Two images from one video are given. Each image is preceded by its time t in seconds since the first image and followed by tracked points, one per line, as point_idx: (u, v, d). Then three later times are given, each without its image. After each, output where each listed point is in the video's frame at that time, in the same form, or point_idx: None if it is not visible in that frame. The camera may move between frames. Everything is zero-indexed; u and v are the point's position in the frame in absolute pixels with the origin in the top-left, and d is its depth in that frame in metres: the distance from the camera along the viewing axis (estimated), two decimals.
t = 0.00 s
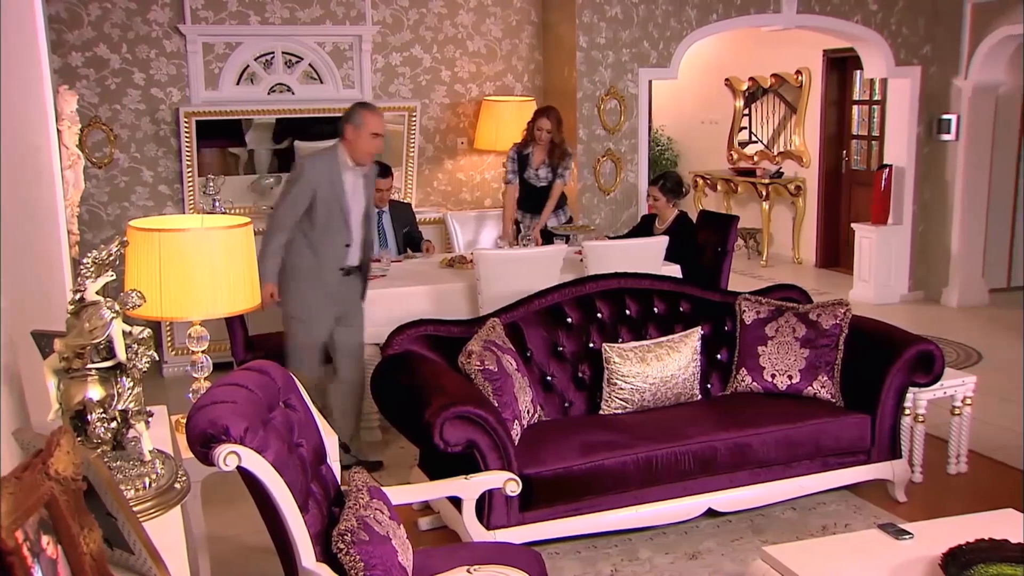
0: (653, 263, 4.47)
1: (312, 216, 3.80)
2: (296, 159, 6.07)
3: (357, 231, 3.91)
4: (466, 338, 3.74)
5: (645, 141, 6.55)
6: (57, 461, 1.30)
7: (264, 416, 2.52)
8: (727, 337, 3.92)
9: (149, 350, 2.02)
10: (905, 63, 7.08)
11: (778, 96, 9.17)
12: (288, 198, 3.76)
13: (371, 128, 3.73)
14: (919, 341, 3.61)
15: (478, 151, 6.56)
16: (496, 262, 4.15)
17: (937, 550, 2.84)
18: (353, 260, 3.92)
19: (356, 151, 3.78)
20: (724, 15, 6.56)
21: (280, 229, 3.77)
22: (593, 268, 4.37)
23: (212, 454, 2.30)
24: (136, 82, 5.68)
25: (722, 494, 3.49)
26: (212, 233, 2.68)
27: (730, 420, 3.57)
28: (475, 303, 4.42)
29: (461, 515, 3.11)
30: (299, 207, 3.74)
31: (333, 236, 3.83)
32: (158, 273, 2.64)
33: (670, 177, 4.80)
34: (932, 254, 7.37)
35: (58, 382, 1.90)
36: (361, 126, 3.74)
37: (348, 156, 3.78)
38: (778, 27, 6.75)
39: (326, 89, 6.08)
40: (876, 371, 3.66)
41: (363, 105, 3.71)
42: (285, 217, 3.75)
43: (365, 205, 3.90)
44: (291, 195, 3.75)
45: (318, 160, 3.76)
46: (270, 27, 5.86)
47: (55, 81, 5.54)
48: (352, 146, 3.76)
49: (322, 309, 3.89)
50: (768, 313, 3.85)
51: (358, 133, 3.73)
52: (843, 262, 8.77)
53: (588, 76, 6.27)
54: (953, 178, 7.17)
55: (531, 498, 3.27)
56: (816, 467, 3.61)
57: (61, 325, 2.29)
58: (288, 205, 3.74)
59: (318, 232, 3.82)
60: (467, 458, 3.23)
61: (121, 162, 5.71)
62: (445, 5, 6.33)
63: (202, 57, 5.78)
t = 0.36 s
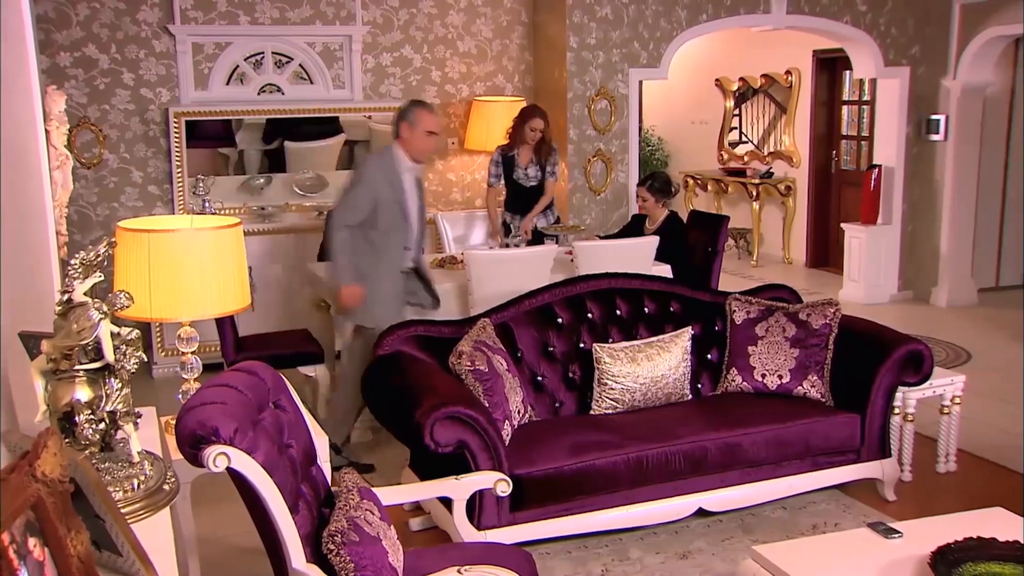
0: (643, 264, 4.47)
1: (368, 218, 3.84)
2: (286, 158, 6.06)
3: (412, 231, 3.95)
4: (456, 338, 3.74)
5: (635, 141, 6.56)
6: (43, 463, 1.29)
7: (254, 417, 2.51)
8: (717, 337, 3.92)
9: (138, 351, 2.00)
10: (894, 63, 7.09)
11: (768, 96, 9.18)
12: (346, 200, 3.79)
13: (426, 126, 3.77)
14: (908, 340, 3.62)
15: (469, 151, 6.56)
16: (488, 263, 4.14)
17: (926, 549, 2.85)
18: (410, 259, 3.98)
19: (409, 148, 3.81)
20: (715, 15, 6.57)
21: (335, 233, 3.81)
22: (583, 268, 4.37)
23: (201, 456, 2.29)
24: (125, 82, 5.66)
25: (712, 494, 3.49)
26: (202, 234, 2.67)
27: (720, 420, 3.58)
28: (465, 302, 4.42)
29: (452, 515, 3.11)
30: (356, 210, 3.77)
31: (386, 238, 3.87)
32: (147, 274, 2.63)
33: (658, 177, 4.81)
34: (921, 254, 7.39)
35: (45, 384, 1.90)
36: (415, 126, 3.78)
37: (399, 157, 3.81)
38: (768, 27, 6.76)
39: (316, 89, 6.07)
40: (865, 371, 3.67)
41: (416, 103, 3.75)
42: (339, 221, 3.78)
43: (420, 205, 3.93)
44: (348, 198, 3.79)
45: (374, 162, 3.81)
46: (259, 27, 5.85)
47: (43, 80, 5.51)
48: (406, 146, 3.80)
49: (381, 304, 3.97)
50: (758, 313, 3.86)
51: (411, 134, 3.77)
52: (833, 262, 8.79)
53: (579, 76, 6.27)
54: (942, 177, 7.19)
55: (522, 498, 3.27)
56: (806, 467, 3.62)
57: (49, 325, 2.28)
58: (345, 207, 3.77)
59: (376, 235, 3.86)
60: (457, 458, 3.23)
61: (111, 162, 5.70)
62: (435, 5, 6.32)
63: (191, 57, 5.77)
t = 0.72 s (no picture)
0: (632, 264, 4.47)
1: (496, 208, 4.09)
2: (274, 159, 6.10)
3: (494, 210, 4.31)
4: (445, 339, 3.74)
5: (624, 141, 6.57)
6: (28, 465, 1.28)
7: (242, 418, 2.51)
8: (705, 337, 3.93)
9: (124, 352, 2.00)
10: (881, 64, 7.09)
11: (757, 96, 9.19)
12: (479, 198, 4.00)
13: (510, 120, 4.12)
14: (896, 339, 3.64)
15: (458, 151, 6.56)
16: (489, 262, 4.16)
17: (913, 547, 2.86)
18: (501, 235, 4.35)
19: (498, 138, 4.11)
20: (703, 15, 6.58)
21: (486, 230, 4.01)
22: (572, 269, 4.35)
23: (189, 457, 2.29)
24: (112, 82, 5.64)
25: (701, 494, 3.50)
26: (190, 234, 2.66)
27: (708, 419, 3.59)
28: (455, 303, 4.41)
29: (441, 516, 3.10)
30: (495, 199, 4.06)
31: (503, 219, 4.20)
32: (134, 275, 2.62)
33: (648, 177, 4.82)
34: (910, 253, 7.42)
35: (31, 385, 1.91)
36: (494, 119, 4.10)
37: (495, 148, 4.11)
38: (756, 28, 6.77)
39: (305, 89, 6.06)
40: (854, 370, 3.68)
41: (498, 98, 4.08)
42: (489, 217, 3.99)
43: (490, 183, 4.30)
44: (478, 195, 4.02)
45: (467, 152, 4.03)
46: (247, 27, 5.83)
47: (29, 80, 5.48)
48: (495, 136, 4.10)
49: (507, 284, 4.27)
50: (746, 313, 3.87)
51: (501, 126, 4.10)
52: (821, 262, 8.82)
53: (567, 77, 6.28)
54: (929, 177, 7.22)
55: (511, 498, 3.27)
56: (794, 466, 3.63)
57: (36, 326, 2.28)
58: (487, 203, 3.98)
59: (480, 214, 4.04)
60: (446, 458, 3.23)
61: (98, 163, 5.67)
62: (424, 5, 6.32)
63: (179, 56, 5.75)
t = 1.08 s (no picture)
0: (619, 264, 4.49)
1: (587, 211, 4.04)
2: (260, 160, 6.08)
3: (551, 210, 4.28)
4: (431, 339, 3.74)
5: (609, 141, 6.57)
6: (8, 469, 1.28)
7: (226, 420, 2.50)
8: (691, 337, 3.94)
9: (106, 353, 2.00)
10: (866, 64, 7.11)
11: (742, 96, 9.22)
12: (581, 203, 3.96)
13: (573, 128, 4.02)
14: (880, 338, 3.66)
15: (443, 151, 6.55)
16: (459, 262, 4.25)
17: (898, 545, 2.87)
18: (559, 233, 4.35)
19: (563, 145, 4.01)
20: (687, 16, 6.59)
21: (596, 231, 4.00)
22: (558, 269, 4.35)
23: (173, 459, 2.28)
24: (96, 82, 5.61)
25: (687, 493, 3.51)
26: (173, 236, 2.65)
27: (694, 419, 3.60)
28: (440, 303, 4.40)
29: (427, 516, 3.10)
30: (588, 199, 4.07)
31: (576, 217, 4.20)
32: (117, 276, 2.61)
33: (637, 174, 4.87)
34: (894, 253, 7.45)
35: (12, 387, 1.91)
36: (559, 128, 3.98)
37: (569, 154, 4.02)
38: (740, 29, 6.79)
39: (290, 89, 6.04)
40: (838, 369, 3.69)
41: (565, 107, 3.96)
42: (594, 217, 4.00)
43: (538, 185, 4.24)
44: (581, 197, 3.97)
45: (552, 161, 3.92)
46: (232, 27, 5.81)
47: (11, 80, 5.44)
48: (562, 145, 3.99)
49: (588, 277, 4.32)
50: (732, 312, 3.88)
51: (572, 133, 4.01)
52: (806, 262, 8.86)
53: (552, 77, 6.28)
54: (913, 178, 7.25)
55: (497, 498, 3.27)
56: (779, 464, 3.64)
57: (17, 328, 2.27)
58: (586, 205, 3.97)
59: (578, 221, 3.98)
60: (432, 459, 3.23)
61: (81, 163, 5.64)
62: (409, 5, 6.31)
63: (163, 56, 5.73)
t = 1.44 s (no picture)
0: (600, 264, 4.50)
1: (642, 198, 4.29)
2: (241, 160, 6.05)
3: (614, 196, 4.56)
4: (412, 340, 3.74)
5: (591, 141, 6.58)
6: None
7: (205, 422, 2.49)
8: (672, 336, 3.95)
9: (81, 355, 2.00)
10: (845, 65, 7.14)
11: (723, 97, 9.25)
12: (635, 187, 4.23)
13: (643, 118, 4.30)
14: (859, 337, 3.68)
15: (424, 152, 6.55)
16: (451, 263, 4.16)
17: (877, 542, 2.89)
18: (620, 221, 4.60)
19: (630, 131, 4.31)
20: (668, 16, 6.61)
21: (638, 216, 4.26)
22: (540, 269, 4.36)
23: (152, 461, 2.27)
24: (74, 82, 5.58)
25: (669, 492, 3.52)
26: (151, 236, 2.64)
27: (675, 418, 3.61)
28: (422, 304, 4.38)
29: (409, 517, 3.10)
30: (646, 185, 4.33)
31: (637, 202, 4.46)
32: (95, 277, 2.60)
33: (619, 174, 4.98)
34: (873, 252, 7.50)
35: None
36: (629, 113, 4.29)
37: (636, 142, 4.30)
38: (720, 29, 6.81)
39: (270, 90, 6.02)
40: (818, 367, 3.71)
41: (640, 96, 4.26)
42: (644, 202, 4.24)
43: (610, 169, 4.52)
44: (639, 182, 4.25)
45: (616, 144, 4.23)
46: (212, 27, 5.79)
47: None
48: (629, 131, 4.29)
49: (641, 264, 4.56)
50: (712, 312, 3.89)
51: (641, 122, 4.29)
52: (787, 261, 8.90)
53: (533, 77, 6.29)
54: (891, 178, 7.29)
55: (478, 499, 3.27)
56: (759, 463, 3.66)
57: None
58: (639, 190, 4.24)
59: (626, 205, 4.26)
60: (413, 459, 3.22)
61: (59, 164, 5.60)
62: (390, 5, 6.30)
63: (142, 56, 5.70)
